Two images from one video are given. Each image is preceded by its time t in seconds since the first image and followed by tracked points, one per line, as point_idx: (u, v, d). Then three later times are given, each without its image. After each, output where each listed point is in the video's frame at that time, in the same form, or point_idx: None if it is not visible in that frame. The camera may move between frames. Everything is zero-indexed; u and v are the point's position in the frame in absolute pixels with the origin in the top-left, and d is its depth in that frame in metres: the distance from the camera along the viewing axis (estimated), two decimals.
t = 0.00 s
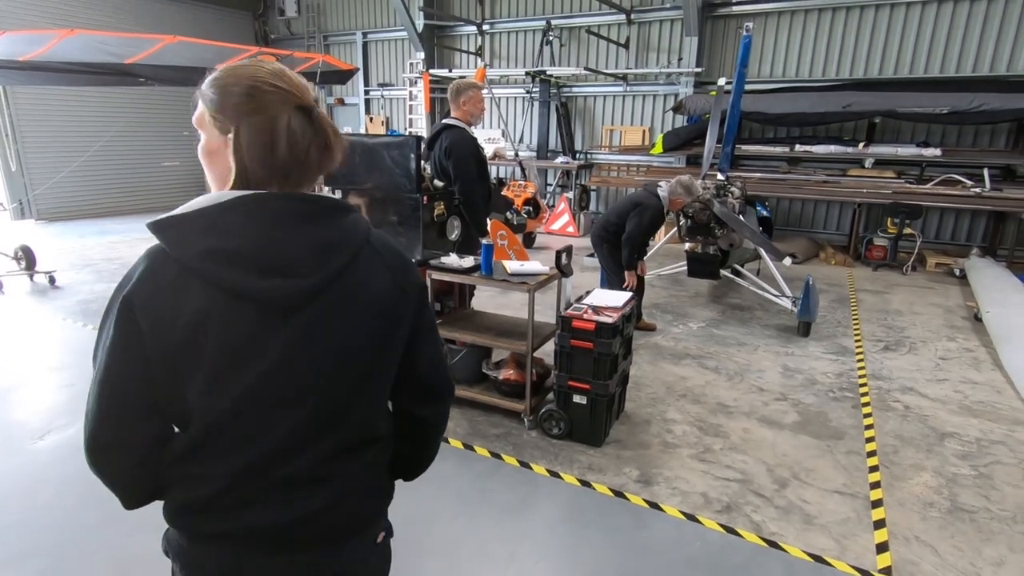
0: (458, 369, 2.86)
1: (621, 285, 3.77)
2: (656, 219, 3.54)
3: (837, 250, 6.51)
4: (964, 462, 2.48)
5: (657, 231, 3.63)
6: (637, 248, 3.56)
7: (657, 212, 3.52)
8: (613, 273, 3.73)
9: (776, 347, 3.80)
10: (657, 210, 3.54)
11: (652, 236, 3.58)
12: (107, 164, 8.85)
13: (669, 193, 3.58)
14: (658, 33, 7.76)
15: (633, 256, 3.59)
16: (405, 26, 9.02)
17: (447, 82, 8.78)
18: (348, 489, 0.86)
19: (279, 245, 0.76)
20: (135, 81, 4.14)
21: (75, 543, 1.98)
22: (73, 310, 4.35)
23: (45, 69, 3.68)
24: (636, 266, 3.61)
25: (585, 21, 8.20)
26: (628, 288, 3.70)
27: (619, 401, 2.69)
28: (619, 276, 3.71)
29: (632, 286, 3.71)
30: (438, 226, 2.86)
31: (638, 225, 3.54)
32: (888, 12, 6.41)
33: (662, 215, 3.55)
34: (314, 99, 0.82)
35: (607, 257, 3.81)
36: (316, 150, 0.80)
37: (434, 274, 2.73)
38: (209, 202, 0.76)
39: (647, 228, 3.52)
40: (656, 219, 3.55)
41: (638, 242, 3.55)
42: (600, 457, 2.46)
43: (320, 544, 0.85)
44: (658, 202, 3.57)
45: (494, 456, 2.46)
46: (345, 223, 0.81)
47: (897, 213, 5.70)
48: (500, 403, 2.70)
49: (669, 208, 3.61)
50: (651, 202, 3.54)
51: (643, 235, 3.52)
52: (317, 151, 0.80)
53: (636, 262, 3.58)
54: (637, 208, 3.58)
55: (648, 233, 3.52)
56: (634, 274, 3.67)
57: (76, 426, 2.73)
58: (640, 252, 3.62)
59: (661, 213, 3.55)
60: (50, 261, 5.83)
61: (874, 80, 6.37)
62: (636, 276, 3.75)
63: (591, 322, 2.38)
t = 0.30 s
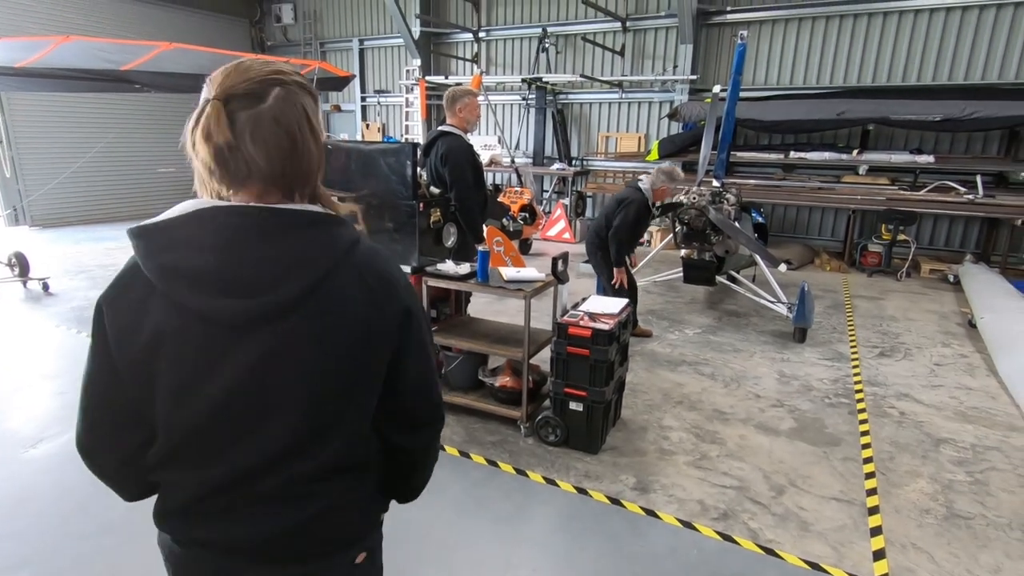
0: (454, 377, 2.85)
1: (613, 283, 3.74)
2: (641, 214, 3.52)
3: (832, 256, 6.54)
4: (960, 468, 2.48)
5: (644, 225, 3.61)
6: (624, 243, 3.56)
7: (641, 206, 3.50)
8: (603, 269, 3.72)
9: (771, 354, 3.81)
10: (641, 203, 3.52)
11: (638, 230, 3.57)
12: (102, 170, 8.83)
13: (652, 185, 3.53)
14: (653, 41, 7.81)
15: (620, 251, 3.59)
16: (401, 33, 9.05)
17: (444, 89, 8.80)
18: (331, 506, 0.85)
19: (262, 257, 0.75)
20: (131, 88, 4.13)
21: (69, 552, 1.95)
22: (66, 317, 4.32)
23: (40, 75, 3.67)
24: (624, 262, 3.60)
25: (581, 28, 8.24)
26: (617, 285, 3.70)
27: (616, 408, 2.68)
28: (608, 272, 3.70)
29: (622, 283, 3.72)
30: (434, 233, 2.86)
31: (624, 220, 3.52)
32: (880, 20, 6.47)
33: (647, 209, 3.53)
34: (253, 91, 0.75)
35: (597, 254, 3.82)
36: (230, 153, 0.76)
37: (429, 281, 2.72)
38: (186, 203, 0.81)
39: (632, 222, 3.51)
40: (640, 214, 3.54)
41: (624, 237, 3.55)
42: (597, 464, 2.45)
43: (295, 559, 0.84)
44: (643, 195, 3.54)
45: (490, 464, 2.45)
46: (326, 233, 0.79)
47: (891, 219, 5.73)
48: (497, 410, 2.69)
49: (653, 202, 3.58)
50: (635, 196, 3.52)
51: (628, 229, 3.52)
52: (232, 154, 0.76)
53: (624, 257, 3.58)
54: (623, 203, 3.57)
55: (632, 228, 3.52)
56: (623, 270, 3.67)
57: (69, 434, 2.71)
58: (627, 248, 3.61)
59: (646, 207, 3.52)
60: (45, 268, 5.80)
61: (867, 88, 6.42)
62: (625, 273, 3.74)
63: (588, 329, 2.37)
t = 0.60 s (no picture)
0: (450, 383, 2.84)
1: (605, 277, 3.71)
2: (626, 203, 3.52)
3: (829, 262, 6.55)
4: (957, 475, 2.47)
5: (630, 216, 3.60)
6: (611, 234, 3.54)
7: (626, 196, 3.49)
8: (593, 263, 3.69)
9: (768, 360, 3.81)
10: (626, 193, 3.52)
11: (624, 221, 3.55)
12: (98, 176, 8.81)
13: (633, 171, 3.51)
14: (649, 47, 7.84)
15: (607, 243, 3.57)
16: (399, 39, 9.07)
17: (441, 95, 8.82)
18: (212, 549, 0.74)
19: (186, 254, 0.73)
20: (127, 93, 4.12)
21: (65, 560, 1.93)
22: (60, 322, 4.30)
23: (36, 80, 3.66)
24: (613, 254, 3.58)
25: (577, 35, 8.27)
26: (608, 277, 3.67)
27: (612, 415, 2.67)
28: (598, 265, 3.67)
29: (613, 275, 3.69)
30: (431, 239, 2.85)
31: (610, 210, 3.51)
32: (874, 28, 6.51)
33: (632, 198, 3.52)
34: (243, 91, 0.73)
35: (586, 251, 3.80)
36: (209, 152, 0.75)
37: (425, 287, 2.71)
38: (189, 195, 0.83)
39: (617, 212, 3.50)
40: (625, 204, 3.53)
41: (611, 228, 3.53)
42: (593, 472, 2.43)
43: None
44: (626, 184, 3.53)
45: (486, 471, 2.43)
46: (239, 243, 0.72)
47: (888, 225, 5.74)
48: (492, 417, 2.68)
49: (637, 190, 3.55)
50: (618, 185, 3.50)
51: (614, 219, 3.50)
52: (211, 153, 0.75)
53: (612, 249, 3.55)
54: (607, 195, 3.56)
55: (618, 218, 3.51)
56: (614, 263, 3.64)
57: (61, 442, 2.68)
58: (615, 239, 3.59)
59: (631, 196, 3.51)
60: (39, 273, 5.76)
61: (862, 95, 6.45)
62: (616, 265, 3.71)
63: (584, 335, 2.36)
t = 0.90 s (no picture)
0: (444, 387, 2.82)
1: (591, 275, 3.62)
2: (607, 199, 3.49)
3: (823, 264, 6.57)
4: (952, 478, 2.47)
5: (613, 212, 3.57)
6: (595, 232, 3.50)
7: (607, 192, 3.46)
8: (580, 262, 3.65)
9: (763, 362, 3.80)
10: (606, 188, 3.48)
11: (607, 217, 3.51)
12: (90, 177, 8.77)
13: (611, 168, 3.47)
14: (644, 50, 7.85)
15: (592, 241, 3.53)
16: (394, 41, 9.05)
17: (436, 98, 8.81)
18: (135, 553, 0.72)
19: (121, 252, 0.72)
20: (120, 95, 4.09)
21: (55, 566, 1.90)
22: (51, 326, 4.26)
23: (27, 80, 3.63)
24: (599, 251, 3.54)
25: (572, 38, 8.27)
26: (596, 275, 3.63)
27: (607, 418, 2.66)
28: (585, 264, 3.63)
29: (601, 272, 3.65)
30: (426, 241, 2.83)
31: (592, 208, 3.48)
32: (868, 31, 6.54)
33: (613, 194, 3.49)
34: (212, 95, 0.72)
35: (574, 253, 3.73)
36: (174, 154, 0.73)
37: (419, 289, 2.70)
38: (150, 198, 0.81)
39: (600, 209, 3.47)
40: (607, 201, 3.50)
41: (594, 225, 3.49)
42: (588, 475, 2.42)
43: None
44: (607, 181, 3.49)
45: (480, 475, 2.42)
46: (163, 242, 0.69)
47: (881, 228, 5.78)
48: (487, 420, 2.66)
49: (618, 186, 3.52)
50: (599, 182, 3.47)
51: (597, 217, 3.47)
52: (176, 155, 0.73)
53: (598, 246, 3.51)
54: (588, 192, 3.53)
55: (601, 215, 3.47)
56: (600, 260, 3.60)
57: (51, 447, 2.64)
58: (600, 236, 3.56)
59: (612, 192, 3.48)
60: (29, 276, 5.71)
61: (856, 98, 6.48)
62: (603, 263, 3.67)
63: (579, 338, 2.35)
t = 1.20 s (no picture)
0: (440, 390, 2.81)
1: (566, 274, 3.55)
2: (580, 196, 3.44)
3: (817, 266, 6.59)
4: (947, 479, 2.48)
5: (588, 211, 3.53)
6: (569, 230, 3.45)
7: (580, 190, 3.42)
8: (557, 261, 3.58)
9: (758, 364, 3.81)
10: (579, 186, 3.44)
11: (581, 216, 3.47)
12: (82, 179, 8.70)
13: (583, 166, 3.45)
14: (638, 52, 7.87)
15: (567, 239, 3.47)
16: (388, 43, 9.03)
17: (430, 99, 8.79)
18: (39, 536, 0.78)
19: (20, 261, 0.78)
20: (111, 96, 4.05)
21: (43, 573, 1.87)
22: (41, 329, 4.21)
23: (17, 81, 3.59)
24: (573, 249, 3.47)
25: (566, 40, 8.28)
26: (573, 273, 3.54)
27: (603, 421, 2.65)
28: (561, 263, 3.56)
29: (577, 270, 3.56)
30: (421, 244, 2.82)
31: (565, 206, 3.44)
32: (861, 34, 6.58)
33: (586, 192, 3.45)
34: (113, 108, 0.76)
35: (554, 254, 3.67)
36: (79, 164, 0.77)
37: (414, 292, 2.69)
38: (71, 208, 0.84)
39: (572, 206, 3.42)
40: (580, 198, 3.46)
41: (567, 223, 3.44)
42: (585, 478, 2.41)
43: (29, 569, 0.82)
44: (580, 180, 3.46)
45: (476, 478, 2.40)
46: (43, 248, 0.74)
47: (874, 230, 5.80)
48: (483, 423, 2.65)
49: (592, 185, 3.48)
50: (571, 180, 3.44)
51: (570, 214, 3.42)
52: (81, 166, 0.77)
53: (572, 244, 3.45)
54: (562, 192, 3.50)
55: (574, 213, 3.43)
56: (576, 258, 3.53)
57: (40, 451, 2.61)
58: (574, 234, 3.50)
59: (585, 190, 3.44)
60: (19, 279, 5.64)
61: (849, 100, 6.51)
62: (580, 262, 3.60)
63: (575, 340, 2.34)
